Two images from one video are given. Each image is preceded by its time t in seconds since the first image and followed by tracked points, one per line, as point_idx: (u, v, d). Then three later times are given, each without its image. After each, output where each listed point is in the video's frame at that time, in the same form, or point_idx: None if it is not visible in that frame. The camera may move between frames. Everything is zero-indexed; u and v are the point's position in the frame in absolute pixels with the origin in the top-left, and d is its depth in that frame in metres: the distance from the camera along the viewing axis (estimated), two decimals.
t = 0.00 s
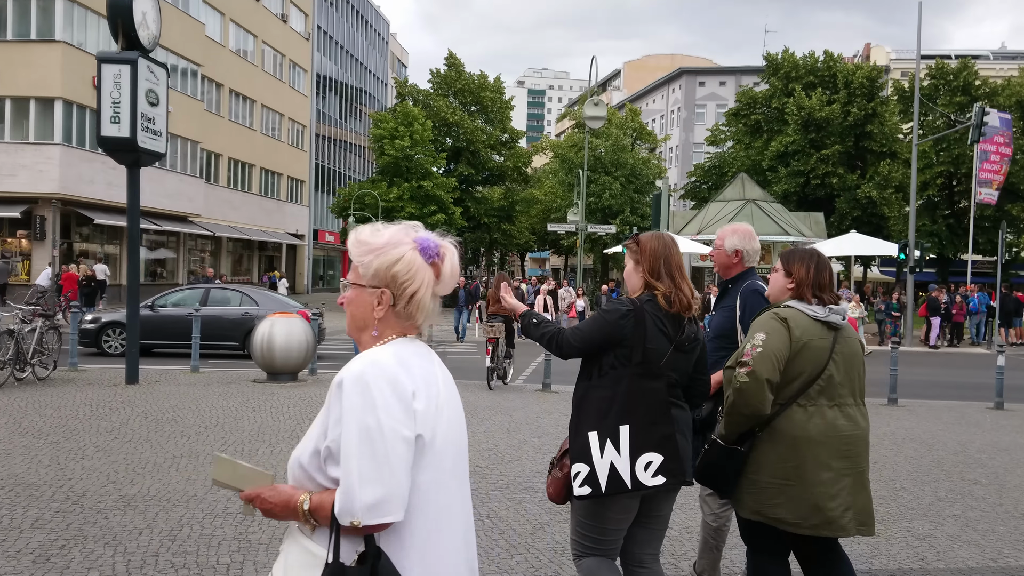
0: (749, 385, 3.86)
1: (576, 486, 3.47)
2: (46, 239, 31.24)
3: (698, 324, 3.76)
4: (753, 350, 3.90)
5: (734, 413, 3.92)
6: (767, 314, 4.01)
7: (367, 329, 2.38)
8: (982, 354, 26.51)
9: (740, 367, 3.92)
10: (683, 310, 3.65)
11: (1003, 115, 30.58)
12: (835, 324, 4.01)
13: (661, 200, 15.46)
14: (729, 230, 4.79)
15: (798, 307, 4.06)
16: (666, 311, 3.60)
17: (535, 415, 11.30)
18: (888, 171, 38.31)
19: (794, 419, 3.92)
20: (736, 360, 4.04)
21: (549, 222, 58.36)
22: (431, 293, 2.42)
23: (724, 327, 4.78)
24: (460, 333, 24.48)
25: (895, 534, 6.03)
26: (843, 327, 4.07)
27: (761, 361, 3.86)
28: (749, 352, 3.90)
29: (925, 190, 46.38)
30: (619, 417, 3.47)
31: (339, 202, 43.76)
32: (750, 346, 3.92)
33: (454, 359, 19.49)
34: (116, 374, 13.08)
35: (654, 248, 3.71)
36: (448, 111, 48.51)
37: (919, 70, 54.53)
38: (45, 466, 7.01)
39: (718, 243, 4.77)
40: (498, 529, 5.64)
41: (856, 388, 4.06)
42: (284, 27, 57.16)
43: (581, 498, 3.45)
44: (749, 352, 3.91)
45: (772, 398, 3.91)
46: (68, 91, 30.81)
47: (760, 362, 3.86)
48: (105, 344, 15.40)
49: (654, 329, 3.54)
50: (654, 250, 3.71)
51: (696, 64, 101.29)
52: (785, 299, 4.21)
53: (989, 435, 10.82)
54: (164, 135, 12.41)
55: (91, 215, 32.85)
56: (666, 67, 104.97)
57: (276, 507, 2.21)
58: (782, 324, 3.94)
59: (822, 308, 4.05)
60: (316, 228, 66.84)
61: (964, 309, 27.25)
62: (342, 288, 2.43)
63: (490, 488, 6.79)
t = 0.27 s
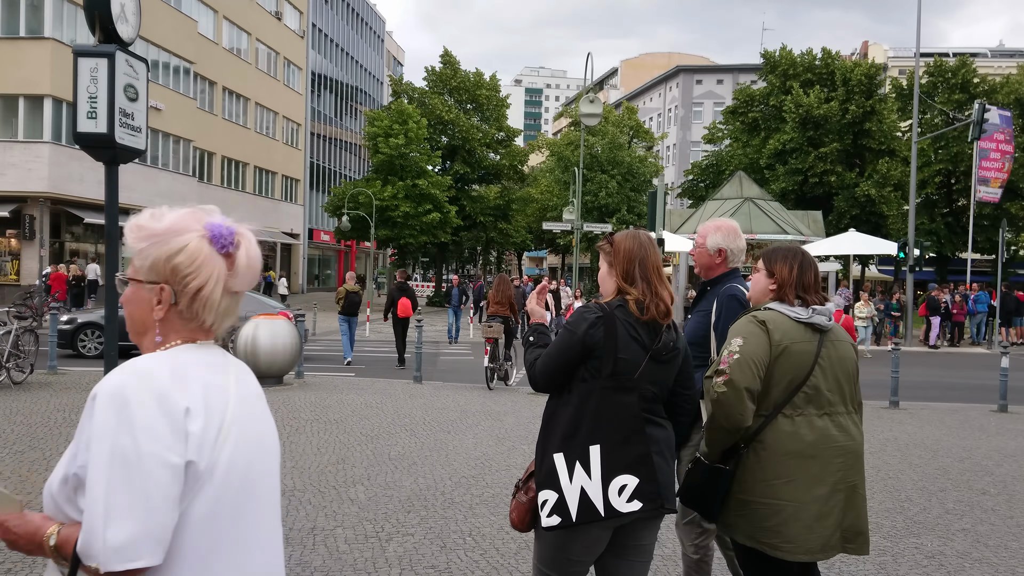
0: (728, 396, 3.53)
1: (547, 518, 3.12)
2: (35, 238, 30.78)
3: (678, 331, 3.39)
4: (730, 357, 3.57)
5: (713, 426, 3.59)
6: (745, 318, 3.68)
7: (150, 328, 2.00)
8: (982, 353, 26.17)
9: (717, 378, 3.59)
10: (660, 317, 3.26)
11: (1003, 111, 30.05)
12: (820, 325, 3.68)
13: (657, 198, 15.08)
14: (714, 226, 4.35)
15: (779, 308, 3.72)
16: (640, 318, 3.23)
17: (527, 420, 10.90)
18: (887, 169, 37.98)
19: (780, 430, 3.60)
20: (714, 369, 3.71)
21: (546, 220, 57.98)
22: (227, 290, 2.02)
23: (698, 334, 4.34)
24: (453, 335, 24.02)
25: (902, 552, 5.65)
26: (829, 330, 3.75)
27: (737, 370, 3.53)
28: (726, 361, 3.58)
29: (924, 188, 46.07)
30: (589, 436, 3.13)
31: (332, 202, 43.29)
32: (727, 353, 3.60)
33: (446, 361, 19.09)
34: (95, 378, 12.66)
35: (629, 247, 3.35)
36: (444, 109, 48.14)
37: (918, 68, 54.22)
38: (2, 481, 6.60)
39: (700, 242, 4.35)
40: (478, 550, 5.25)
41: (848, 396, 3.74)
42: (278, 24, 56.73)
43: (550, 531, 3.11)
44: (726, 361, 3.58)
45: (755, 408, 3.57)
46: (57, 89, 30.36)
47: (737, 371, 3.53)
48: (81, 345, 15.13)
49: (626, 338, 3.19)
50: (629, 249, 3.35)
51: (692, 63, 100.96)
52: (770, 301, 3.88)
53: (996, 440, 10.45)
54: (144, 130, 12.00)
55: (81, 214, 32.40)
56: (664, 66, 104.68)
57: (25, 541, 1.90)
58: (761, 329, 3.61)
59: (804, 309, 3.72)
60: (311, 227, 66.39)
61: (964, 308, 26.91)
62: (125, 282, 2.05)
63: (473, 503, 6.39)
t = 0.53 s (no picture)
0: (730, 397, 3.14)
1: (480, 544, 2.83)
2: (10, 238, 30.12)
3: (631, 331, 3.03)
4: (733, 352, 3.19)
5: (711, 430, 3.18)
6: (745, 311, 3.31)
7: None
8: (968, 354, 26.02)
9: (718, 376, 3.20)
10: (609, 315, 2.90)
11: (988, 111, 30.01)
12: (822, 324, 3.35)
13: (640, 196, 14.77)
14: (677, 214, 3.82)
15: (781, 304, 3.36)
16: (585, 315, 2.86)
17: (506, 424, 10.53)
18: (872, 169, 37.91)
19: (783, 438, 3.24)
20: (707, 367, 3.33)
21: (531, 220, 57.67)
22: None
23: (665, 333, 3.79)
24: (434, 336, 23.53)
25: (898, 565, 5.33)
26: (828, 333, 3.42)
27: (742, 367, 3.15)
28: (726, 357, 3.20)
29: (908, 188, 46.09)
30: (527, 452, 2.80)
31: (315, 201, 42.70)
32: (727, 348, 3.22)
33: (426, 362, 18.67)
34: (58, 381, 12.19)
35: (577, 236, 2.99)
36: (428, 107, 47.74)
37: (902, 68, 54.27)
38: None
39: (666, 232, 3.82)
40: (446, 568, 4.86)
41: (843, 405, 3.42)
42: (261, 22, 56.16)
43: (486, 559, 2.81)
44: (727, 357, 3.20)
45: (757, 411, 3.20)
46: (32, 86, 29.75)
47: (741, 370, 3.14)
48: (35, 346, 15.04)
49: (569, 339, 2.83)
50: (577, 240, 2.99)
51: (677, 64, 101.00)
52: (760, 297, 3.77)
53: (987, 443, 10.18)
54: (109, 124, 11.62)
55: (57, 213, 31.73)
56: (649, 66, 104.63)
57: None
58: (764, 323, 3.25)
59: (804, 305, 3.37)
60: (294, 227, 65.74)
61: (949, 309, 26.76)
62: None
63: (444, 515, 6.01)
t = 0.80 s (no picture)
0: (728, 407, 2.80)
1: None
2: None
3: (560, 337, 2.71)
4: (725, 357, 2.87)
5: (701, 447, 2.83)
6: (732, 314, 3.00)
7: None
8: (944, 355, 25.96)
9: (711, 385, 2.86)
10: (528, 319, 2.57)
11: (964, 113, 30.03)
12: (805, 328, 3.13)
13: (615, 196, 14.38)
14: (631, 210, 3.48)
15: (764, 308, 3.10)
16: (502, 321, 2.54)
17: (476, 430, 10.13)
18: (849, 170, 37.92)
19: (779, 456, 2.93)
20: (689, 375, 3.01)
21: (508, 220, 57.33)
22: None
23: (617, 344, 3.39)
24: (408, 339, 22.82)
25: None
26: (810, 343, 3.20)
27: (740, 374, 2.83)
28: (719, 361, 2.87)
29: (884, 189, 46.21)
30: (428, 480, 2.47)
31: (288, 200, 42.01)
32: (719, 353, 2.89)
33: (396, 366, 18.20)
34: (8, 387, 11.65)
35: (496, 230, 2.66)
36: (403, 106, 47.23)
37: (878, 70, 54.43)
38: None
39: (620, 231, 3.47)
40: None
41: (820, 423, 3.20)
42: (234, 19, 55.38)
43: None
44: (719, 361, 2.87)
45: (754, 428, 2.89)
46: None
47: (736, 378, 2.83)
48: None
49: (483, 347, 2.51)
50: (497, 234, 2.66)
51: (654, 64, 101.03)
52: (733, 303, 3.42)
53: (968, 449, 9.93)
54: (62, 119, 11.09)
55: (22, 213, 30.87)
56: (627, 67, 104.60)
57: None
58: (757, 328, 2.95)
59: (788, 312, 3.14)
60: (269, 227, 64.95)
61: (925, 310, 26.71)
62: None
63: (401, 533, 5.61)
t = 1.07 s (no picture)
0: (702, 417, 2.44)
1: None
2: None
3: (458, 328, 2.44)
4: (698, 359, 2.51)
5: (667, 460, 2.46)
6: (700, 307, 2.66)
7: None
8: (917, 355, 25.92)
9: (681, 392, 2.48)
10: (417, 304, 2.28)
11: (937, 113, 29.97)
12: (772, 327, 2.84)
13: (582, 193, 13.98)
14: (571, 186, 3.12)
15: (732, 301, 2.78)
16: (384, 306, 2.24)
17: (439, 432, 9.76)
18: (823, 170, 38.00)
19: (749, 469, 2.59)
20: (649, 376, 2.65)
21: (483, 220, 56.98)
22: None
23: (551, 339, 3.02)
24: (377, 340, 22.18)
25: None
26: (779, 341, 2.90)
27: (716, 378, 2.48)
28: (687, 363, 2.52)
29: (857, 190, 46.37)
30: (289, 499, 2.11)
31: (258, 199, 41.30)
32: (691, 351, 2.53)
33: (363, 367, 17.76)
34: None
35: (379, 200, 2.37)
36: (377, 104, 46.74)
37: (853, 72, 54.62)
38: None
39: (557, 213, 3.11)
40: None
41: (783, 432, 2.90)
42: (206, 16, 54.55)
43: None
44: (688, 364, 2.52)
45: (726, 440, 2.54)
46: None
47: (710, 380, 2.47)
48: None
49: (359, 338, 2.20)
50: (380, 205, 2.37)
51: (631, 66, 101.15)
52: (693, 294, 3.10)
53: (941, 450, 9.71)
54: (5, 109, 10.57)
55: None
56: (604, 68, 104.67)
57: None
58: (731, 324, 2.61)
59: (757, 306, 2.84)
60: (242, 227, 64.07)
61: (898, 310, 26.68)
62: None
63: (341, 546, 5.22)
